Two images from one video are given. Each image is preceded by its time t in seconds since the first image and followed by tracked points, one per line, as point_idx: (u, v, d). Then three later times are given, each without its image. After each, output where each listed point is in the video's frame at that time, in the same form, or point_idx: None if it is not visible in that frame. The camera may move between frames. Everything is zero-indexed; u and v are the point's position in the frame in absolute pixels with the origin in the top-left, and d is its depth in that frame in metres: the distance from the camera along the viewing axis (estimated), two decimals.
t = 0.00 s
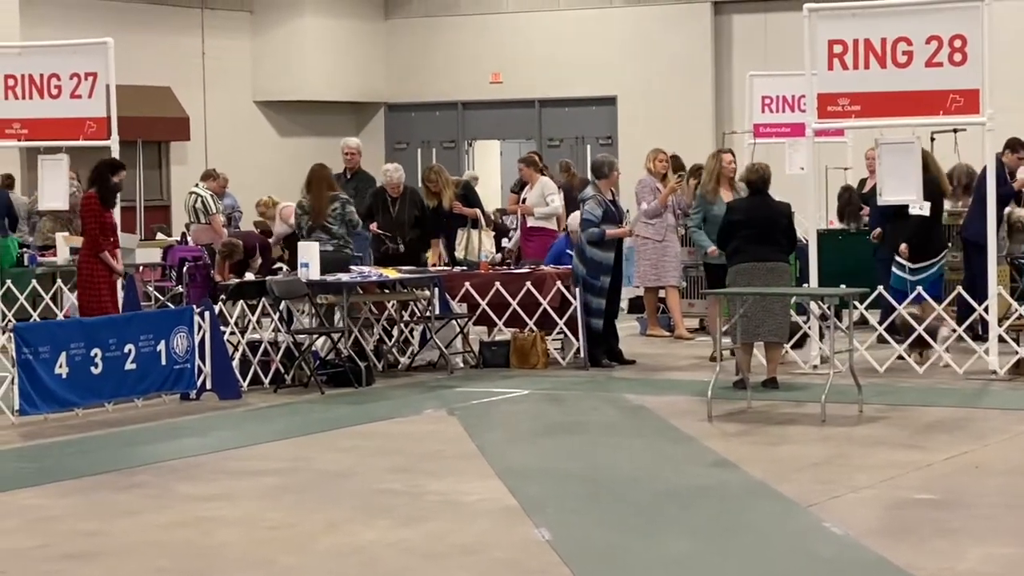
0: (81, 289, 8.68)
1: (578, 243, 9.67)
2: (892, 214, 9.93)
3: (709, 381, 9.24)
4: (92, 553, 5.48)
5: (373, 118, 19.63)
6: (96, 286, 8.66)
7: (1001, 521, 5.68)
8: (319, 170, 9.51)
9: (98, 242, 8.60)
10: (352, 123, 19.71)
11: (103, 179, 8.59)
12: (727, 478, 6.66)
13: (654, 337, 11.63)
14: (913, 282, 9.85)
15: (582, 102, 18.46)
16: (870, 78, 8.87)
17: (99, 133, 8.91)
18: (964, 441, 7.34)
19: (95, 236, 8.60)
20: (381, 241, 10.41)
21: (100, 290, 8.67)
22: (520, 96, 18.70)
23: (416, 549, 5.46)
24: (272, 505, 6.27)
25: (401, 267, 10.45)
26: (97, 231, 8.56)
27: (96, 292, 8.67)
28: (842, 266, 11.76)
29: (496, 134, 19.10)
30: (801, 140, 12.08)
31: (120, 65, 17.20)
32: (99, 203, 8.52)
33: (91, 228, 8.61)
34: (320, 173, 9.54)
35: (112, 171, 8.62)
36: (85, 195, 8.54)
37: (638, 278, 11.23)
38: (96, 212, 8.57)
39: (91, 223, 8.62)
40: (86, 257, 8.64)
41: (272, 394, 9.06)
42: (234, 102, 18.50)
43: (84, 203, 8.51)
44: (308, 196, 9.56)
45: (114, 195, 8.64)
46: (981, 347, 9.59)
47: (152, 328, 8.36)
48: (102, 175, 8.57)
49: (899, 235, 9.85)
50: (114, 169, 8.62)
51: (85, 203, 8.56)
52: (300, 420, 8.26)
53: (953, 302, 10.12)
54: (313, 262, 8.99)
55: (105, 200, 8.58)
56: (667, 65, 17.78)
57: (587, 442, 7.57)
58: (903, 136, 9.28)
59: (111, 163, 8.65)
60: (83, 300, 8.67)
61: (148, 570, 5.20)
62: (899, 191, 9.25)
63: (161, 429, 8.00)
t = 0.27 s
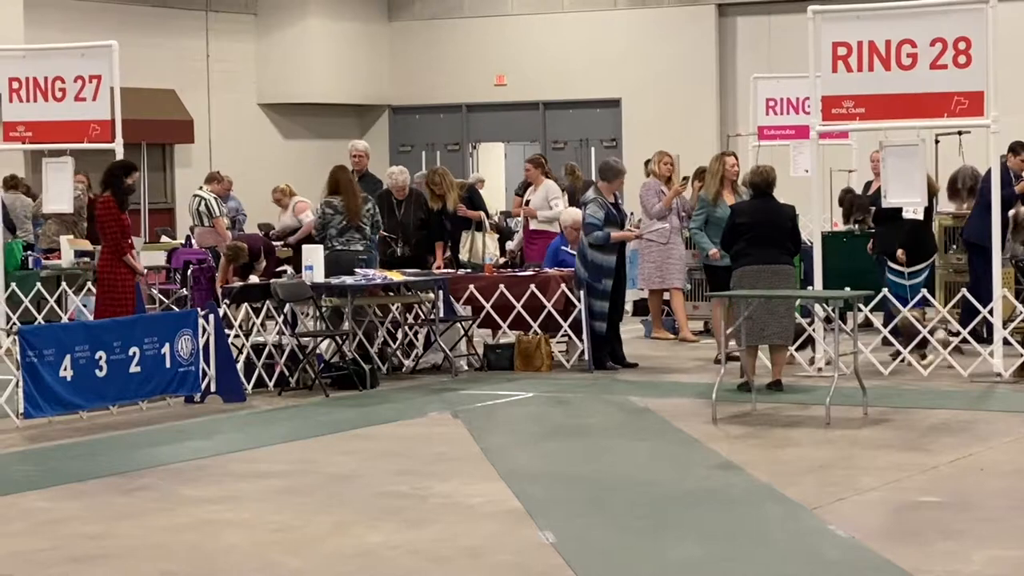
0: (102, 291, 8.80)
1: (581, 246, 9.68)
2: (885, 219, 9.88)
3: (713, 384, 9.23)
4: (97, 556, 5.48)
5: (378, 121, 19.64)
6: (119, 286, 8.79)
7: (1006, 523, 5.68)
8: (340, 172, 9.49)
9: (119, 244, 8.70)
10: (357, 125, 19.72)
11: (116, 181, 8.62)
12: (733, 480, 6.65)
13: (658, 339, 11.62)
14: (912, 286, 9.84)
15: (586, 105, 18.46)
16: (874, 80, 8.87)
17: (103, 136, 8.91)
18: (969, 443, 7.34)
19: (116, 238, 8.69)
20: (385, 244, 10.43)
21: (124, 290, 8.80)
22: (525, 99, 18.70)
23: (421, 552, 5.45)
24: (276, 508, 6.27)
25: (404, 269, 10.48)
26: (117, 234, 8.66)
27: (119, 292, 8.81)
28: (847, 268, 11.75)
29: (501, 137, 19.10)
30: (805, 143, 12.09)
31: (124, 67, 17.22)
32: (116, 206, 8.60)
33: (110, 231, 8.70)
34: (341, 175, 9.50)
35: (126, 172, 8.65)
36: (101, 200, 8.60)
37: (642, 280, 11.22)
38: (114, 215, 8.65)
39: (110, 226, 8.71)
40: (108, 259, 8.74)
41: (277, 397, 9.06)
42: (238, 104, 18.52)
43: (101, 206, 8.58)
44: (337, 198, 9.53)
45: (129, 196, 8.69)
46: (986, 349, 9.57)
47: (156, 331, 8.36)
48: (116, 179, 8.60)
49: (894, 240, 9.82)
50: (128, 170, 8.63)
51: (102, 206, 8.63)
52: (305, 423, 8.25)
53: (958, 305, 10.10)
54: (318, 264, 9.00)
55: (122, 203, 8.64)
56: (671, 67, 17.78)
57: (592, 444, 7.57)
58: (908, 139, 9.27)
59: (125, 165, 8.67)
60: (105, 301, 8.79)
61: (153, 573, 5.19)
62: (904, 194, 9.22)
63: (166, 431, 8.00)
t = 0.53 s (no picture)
0: (115, 293, 8.82)
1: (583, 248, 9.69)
2: (884, 221, 9.77)
3: (717, 386, 9.23)
4: (101, 558, 5.49)
5: (381, 123, 19.63)
6: (133, 286, 8.83)
7: (1010, 526, 5.67)
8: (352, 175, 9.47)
9: (134, 246, 8.76)
10: (361, 127, 19.71)
11: (130, 183, 8.66)
12: (736, 482, 6.65)
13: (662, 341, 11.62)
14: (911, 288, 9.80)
15: (590, 107, 18.46)
16: (878, 83, 8.86)
17: (107, 138, 8.90)
18: (973, 445, 7.33)
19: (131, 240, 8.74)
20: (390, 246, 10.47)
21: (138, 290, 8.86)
22: (529, 101, 18.69)
23: (425, 554, 5.45)
24: (280, 510, 6.27)
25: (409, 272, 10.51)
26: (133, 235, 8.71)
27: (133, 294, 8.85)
28: (850, 270, 11.74)
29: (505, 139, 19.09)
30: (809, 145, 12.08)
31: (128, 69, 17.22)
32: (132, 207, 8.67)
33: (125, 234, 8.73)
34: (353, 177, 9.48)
35: (139, 173, 8.70)
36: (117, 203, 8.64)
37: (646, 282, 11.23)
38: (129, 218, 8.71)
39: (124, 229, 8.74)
40: (122, 261, 8.78)
41: (280, 399, 9.07)
42: (242, 107, 18.53)
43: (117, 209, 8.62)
44: (350, 198, 9.50)
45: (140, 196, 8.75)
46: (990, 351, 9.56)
47: (160, 333, 8.37)
48: (130, 180, 8.64)
49: (894, 242, 9.73)
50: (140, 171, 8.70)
51: (117, 209, 8.68)
52: (309, 425, 8.26)
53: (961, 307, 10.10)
54: (321, 266, 9.01)
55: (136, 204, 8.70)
56: (675, 69, 17.78)
57: (596, 447, 7.57)
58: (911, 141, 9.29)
59: (137, 166, 8.71)
60: (118, 302, 8.81)
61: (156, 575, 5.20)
62: (907, 197, 9.23)
63: (170, 434, 8.00)
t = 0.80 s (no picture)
0: (127, 295, 8.80)
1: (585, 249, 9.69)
2: (879, 219, 9.75)
3: (719, 387, 9.22)
4: (103, 559, 5.49)
5: (384, 124, 19.62)
6: (144, 289, 8.82)
7: (1012, 526, 5.67)
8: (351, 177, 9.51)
9: (146, 248, 8.77)
10: (363, 129, 19.71)
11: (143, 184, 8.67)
12: (739, 483, 6.65)
13: (664, 342, 11.61)
14: (900, 285, 9.75)
15: (592, 108, 18.45)
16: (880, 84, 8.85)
17: (110, 140, 8.90)
18: (976, 446, 7.33)
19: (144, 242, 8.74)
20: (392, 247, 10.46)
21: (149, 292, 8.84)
22: (531, 102, 18.69)
23: (427, 555, 5.45)
24: (283, 512, 6.27)
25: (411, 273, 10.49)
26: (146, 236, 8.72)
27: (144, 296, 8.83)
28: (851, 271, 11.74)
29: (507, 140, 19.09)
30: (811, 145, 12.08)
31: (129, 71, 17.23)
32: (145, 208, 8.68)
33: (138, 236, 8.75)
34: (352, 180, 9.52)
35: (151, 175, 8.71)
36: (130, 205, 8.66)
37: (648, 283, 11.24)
38: (141, 218, 8.73)
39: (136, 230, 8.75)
40: (134, 263, 8.77)
41: (283, 400, 9.07)
42: (244, 108, 18.54)
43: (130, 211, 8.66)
44: (350, 201, 9.52)
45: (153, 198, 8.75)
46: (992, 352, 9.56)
47: (162, 334, 8.37)
48: (143, 181, 8.65)
49: (887, 239, 9.72)
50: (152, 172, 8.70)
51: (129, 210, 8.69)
52: (311, 426, 8.26)
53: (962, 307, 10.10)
54: (324, 268, 8.99)
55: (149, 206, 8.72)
56: (678, 70, 17.78)
57: (598, 448, 7.56)
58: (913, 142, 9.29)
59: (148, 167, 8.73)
60: (130, 305, 8.81)
61: None
62: (910, 197, 9.23)
63: (171, 435, 8.00)
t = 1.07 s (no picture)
0: (144, 295, 8.85)
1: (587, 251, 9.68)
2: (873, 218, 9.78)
3: (721, 387, 9.22)
4: (104, 560, 5.48)
5: (385, 125, 19.62)
6: (162, 288, 8.90)
7: (1014, 526, 5.66)
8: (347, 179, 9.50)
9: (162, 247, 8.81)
10: (364, 129, 19.70)
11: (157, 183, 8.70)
12: (741, 483, 6.65)
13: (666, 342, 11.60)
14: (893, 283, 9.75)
15: (594, 108, 18.45)
16: (881, 83, 8.85)
17: (111, 140, 8.90)
18: (978, 445, 7.32)
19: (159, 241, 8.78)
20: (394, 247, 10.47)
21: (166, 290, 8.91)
22: (533, 102, 18.69)
23: (428, 555, 5.45)
24: (284, 512, 6.27)
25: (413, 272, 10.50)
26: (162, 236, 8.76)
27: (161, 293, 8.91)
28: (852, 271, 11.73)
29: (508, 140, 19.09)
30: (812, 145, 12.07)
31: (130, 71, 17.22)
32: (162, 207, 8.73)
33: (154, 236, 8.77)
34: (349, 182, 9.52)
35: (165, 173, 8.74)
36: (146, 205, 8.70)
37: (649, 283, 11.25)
38: (158, 218, 8.76)
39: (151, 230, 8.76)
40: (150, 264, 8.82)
41: (284, 400, 9.07)
42: (245, 109, 18.53)
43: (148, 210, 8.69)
44: (346, 203, 9.52)
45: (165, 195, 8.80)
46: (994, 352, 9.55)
47: (164, 334, 8.37)
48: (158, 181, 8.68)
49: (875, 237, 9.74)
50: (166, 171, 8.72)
51: (145, 210, 8.72)
52: (312, 426, 8.25)
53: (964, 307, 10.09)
54: (325, 268, 8.99)
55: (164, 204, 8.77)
56: (679, 70, 17.78)
57: (600, 447, 7.56)
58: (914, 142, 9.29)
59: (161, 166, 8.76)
60: (147, 304, 8.85)
61: None
62: (912, 197, 9.24)
63: (172, 435, 8.00)
